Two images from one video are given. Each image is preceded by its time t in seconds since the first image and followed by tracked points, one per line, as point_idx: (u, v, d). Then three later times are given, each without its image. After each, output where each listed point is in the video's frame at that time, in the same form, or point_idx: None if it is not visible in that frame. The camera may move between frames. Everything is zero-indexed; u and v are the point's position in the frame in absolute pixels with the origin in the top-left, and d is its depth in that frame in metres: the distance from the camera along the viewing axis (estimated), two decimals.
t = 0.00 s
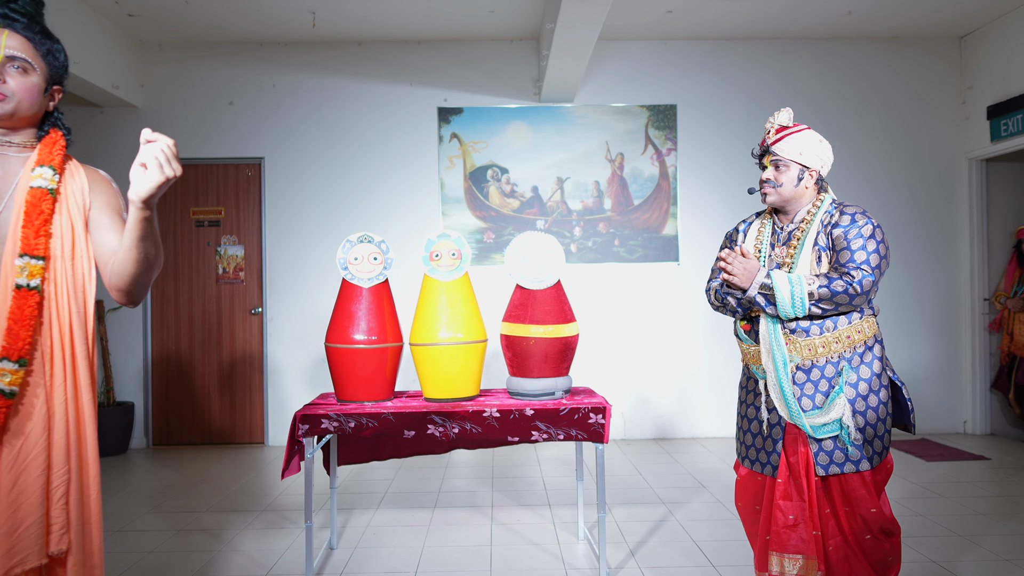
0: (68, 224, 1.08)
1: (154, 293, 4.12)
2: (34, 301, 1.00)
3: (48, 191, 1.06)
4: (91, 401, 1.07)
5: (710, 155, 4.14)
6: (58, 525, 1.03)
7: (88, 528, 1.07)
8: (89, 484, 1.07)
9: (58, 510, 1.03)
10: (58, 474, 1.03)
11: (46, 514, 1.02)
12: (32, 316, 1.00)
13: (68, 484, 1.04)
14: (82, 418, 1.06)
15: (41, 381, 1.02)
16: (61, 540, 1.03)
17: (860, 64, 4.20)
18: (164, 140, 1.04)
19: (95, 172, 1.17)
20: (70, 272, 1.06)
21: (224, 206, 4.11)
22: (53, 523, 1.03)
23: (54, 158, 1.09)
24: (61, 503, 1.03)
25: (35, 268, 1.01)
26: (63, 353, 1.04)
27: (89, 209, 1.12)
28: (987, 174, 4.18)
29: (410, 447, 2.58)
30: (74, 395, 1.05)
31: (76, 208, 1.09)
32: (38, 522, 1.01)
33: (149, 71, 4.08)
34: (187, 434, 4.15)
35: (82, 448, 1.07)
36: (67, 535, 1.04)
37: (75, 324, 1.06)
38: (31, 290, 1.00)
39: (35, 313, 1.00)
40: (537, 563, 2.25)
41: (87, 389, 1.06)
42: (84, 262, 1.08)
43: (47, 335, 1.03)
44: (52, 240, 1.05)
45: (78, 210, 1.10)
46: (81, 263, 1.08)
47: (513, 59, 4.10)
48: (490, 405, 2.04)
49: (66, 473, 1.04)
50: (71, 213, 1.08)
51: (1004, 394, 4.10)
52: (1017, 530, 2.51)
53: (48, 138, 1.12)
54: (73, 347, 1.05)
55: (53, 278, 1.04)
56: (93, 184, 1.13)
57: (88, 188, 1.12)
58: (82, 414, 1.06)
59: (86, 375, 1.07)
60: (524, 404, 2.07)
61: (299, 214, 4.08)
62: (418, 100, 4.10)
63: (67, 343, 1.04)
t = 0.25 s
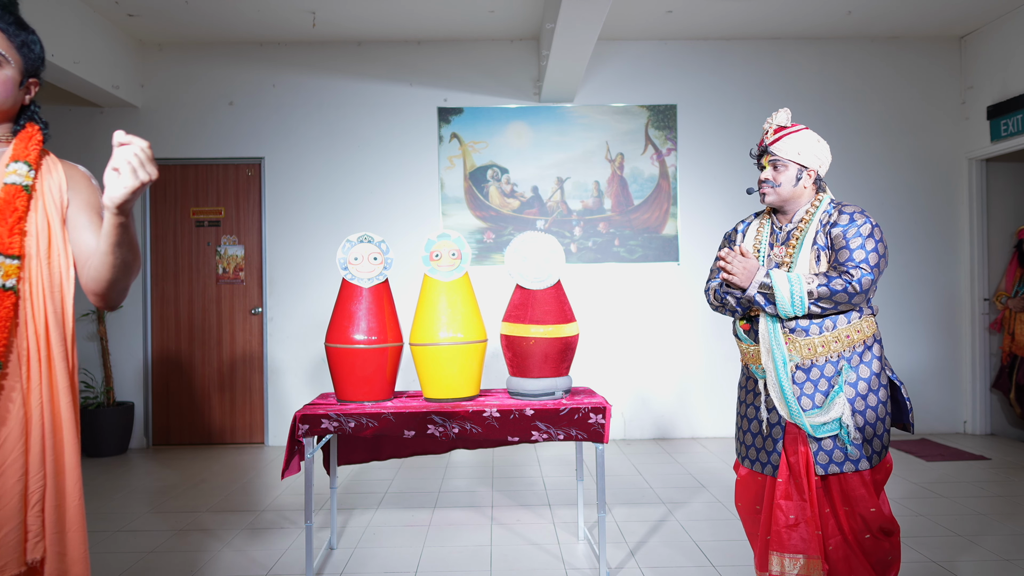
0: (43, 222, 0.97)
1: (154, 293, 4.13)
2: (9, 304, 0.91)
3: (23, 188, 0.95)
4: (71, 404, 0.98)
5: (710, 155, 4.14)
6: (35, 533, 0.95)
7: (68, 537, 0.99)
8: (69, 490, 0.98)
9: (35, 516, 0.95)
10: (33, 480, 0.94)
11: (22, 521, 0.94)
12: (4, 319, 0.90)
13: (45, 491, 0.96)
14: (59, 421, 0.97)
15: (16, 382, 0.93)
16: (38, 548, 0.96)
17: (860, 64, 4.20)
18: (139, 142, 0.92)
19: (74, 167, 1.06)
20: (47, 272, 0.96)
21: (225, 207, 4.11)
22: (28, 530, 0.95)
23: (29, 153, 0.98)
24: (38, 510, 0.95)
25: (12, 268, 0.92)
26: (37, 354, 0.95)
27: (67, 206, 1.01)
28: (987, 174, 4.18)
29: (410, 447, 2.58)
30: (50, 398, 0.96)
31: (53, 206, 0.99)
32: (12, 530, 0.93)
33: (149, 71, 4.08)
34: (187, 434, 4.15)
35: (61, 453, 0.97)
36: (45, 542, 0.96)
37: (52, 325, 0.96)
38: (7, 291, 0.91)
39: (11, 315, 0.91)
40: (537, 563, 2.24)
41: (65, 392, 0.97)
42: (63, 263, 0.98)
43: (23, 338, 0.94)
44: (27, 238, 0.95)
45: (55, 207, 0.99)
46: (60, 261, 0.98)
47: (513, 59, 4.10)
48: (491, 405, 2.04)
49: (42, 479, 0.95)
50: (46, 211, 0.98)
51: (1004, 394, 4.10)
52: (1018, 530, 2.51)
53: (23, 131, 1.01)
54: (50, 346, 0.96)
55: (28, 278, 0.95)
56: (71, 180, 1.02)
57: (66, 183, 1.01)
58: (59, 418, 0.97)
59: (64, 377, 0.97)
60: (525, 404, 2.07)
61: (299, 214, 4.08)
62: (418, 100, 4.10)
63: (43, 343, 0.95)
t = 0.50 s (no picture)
0: (22, 221, 0.93)
1: (154, 293, 4.13)
2: None
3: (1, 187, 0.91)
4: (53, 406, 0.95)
5: (710, 155, 4.14)
6: (17, 541, 0.91)
7: (51, 544, 0.95)
8: (52, 496, 0.95)
9: (18, 522, 0.91)
10: (15, 485, 0.91)
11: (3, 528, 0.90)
12: None
13: (28, 495, 0.92)
14: (41, 424, 0.94)
15: None
16: (20, 556, 0.91)
17: (860, 64, 4.20)
18: (117, 148, 0.88)
19: (55, 164, 1.01)
20: (25, 274, 0.92)
21: (225, 207, 4.11)
22: (10, 537, 0.91)
23: (8, 151, 0.93)
24: (21, 515, 0.91)
25: None
26: (15, 357, 0.91)
27: (47, 206, 0.96)
28: (987, 174, 4.18)
29: (410, 447, 2.58)
30: (31, 401, 0.93)
31: (33, 205, 0.94)
32: None
33: (149, 71, 4.08)
34: (187, 434, 4.15)
35: (43, 458, 0.94)
36: (28, 550, 0.92)
37: (30, 327, 0.93)
38: None
39: None
40: (537, 563, 2.25)
41: (46, 395, 0.94)
42: (41, 264, 0.94)
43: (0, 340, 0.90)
44: (5, 238, 0.91)
45: (34, 207, 0.94)
46: (39, 262, 0.94)
47: (512, 59, 4.10)
48: (490, 405, 2.04)
49: (24, 483, 0.91)
50: (26, 211, 0.94)
51: (1004, 394, 4.10)
52: (1018, 530, 2.51)
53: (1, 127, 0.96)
54: (29, 349, 0.93)
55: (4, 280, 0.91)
56: (52, 178, 0.97)
57: (46, 183, 0.96)
58: (42, 421, 0.94)
59: (45, 380, 0.94)
60: (524, 404, 2.07)
61: (299, 214, 4.08)
62: (418, 100, 4.10)
63: (21, 345, 0.92)
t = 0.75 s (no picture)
0: (9, 219, 0.92)
1: (154, 293, 4.13)
2: None
3: None
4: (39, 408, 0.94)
5: (710, 154, 4.14)
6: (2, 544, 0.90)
7: (37, 548, 0.94)
8: (40, 498, 0.94)
9: (3, 525, 0.90)
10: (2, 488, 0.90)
11: None
12: None
13: (13, 498, 0.91)
14: (29, 427, 0.93)
15: None
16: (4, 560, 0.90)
17: (860, 64, 4.20)
18: (106, 163, 0.87)
19: (40, 162, 1.00)
20: (12, 273, 0.91)
21: (225, 206, 4.11)
22: None
23: None
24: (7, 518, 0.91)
25: None
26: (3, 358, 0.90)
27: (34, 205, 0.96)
28: (987, 174, 4.18)
29: (410, 447, 2.58)
30: (19, 402, 0.92)
31: (19, 203, 0.93)
32: None
33: (149, 71, 4.08)
34: (187, 434, 4.15)
35: (30, 461, 0.93)
36: (14, 553, 0.92)
37: (18, 327, 0.91)
38: None
39: None
40: (537, 563, 2.25)
41: (34, 397, 0.93)
42: (29, 261, 0.93)
43: None
44: None
45: (21, 205, 0.93)
46: (26, 260, 0.93)
47: (512, 59, 4.10)
48: (490, 405, 2.05)
49: (9, 487, 0.90)
50: (12, 208, 0.93)
51: (1004, 394, 4.10)
52: (1018, 530, 2.51)
53: None
54: (16, 351, 0.91)
55: None
56: (38, 177, 0.97)
57: (33, 181, 0.95)
58: (30, 424, 0.93)
59: (33, 383, 0.93)
60: (524, 404, 2.07)
61: (299, 214, 4.08)
62: (418, 100, 4.10)
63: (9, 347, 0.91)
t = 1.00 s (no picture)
0: (6, 217, 0.92)
1: (154, 293, 4.13)
2: None
3: None
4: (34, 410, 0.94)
5: (710, 154, 4.14)
6: None
7: (26, 547, 0.94)
8: (31, 497, 0.94)
9: None
10: None
11: None
12: None
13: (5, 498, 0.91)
14: (22, 426, 0.93)
15: None
16: None
17: (860, 64, 4.20)
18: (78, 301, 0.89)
19: (39, 162, 0.99)
20: (10, 273, 0.91)
21: (225, 207, 4.11)
22: None
23: None
24: None
25: None
26: None
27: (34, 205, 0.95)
28: (987, 174, 4.18)
29: (410, 447, 2.58)
30: (13, 403, 0.91)
31: (18, 201, 0.93)
32: None
33: (149, 71, 4.08)
34: (187, 434, 4.15)
35: (22, 459, 0.93)
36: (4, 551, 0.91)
37: (14, 329, 0.91)
38: None
39: None
40: (537, 563, 2.25)
41: (29, 397, 0.92)
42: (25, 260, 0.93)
43: None
44: None
45: (21, 205, 0.93)
46: (24, 258, 0.93)
47: (512, 59, 4.10)
48: (490, 405, 2.05)
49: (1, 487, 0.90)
50: (11, 206, 0.92)
51: (1005, 394, 4.10)
52: (1018, 530, 2.51)
53: None
54: (13, 351, 0.92)
55: None
56: (37, 177, 0.96)
57: (32, 180, 0.95)
58: (23, 423, 0.93)
59: (28, 382, 0.93)
60: (524, 404, 2.07)
61: (299, 214, 4.08)
62: (418, 100, 4.10)
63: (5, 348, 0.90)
